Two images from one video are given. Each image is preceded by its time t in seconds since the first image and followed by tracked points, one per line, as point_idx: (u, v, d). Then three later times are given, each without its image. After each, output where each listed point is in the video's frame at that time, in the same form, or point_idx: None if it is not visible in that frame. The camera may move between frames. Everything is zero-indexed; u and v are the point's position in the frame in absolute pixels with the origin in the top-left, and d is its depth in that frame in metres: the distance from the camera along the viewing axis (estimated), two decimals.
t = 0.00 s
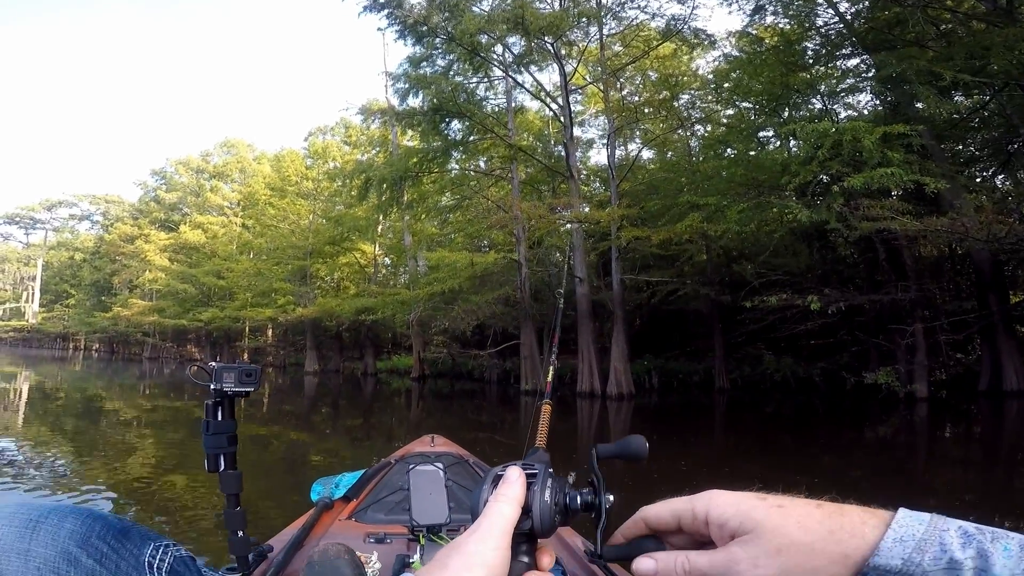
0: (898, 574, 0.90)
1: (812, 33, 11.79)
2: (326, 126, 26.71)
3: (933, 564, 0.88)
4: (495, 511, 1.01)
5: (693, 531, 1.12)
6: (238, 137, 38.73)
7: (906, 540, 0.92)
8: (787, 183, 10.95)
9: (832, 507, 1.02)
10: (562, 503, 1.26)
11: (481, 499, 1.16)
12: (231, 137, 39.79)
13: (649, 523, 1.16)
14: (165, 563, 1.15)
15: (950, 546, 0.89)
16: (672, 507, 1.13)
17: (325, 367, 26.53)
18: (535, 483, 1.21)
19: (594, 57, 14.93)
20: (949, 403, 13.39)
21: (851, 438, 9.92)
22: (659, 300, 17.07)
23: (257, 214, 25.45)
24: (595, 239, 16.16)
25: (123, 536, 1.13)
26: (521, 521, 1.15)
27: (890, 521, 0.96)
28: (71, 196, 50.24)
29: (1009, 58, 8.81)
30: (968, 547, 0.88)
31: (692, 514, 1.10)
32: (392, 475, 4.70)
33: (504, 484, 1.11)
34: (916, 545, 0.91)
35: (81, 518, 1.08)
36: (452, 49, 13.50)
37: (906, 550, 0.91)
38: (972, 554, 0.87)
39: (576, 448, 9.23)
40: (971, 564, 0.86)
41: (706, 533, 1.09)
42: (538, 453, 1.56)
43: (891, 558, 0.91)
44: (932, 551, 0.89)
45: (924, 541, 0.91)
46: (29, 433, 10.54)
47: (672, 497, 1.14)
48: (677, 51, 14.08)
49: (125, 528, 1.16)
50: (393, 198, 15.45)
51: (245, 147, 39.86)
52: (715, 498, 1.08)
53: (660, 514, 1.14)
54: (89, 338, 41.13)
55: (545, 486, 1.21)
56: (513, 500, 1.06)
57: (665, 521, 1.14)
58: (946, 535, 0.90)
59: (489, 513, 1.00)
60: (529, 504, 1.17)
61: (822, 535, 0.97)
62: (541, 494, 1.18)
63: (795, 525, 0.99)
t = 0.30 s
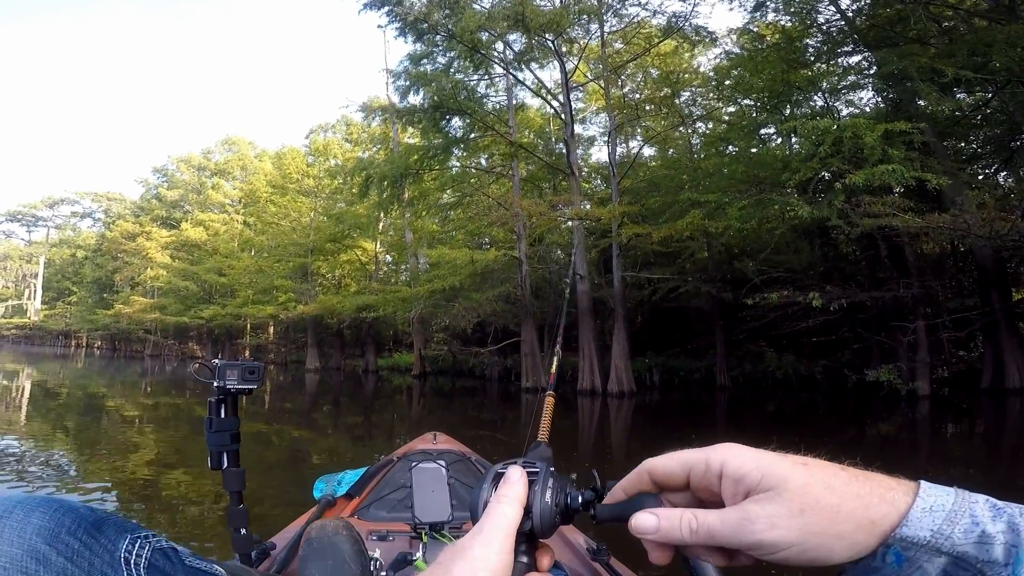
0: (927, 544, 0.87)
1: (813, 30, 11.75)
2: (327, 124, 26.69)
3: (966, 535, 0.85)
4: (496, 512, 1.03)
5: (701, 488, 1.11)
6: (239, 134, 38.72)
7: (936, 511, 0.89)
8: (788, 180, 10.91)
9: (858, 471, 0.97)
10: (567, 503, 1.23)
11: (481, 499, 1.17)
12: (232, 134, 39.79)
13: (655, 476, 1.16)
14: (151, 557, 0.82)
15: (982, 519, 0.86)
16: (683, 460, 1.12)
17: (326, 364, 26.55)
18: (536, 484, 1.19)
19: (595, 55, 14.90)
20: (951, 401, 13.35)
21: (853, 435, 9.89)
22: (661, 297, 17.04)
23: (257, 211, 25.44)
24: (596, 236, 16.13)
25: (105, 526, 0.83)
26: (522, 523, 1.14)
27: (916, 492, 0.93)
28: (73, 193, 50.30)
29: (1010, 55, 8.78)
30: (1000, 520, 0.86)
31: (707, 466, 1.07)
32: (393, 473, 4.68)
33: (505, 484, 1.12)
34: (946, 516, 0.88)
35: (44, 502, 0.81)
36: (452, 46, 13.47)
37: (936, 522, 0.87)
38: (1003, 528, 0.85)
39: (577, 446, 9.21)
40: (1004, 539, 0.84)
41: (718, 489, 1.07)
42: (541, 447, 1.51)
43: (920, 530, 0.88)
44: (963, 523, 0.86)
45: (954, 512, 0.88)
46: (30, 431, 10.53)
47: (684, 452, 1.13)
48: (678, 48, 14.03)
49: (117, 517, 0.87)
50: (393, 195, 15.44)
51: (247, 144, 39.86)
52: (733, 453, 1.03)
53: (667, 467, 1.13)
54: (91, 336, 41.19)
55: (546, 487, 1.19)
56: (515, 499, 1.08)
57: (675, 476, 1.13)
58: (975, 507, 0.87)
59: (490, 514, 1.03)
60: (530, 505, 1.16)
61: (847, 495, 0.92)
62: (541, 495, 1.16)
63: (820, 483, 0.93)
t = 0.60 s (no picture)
0: (930, 542, 0.91)
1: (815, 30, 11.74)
2: (328, 121, 26.67)
3: (971, 534, 0.90)
4: (485, 491, 1.03)
5: (706, 458, 1.15)
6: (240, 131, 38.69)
7: (943, 509, 0.92)
8: (789, 179, 10.90)
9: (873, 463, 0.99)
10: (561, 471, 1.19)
11: (468, 471, 1.13)
12: (233, 131, 39.78)
13: (662, 438, 1.19)
14: (152, 553, 0.77)
15: (989, 518, 0.90)
16: (698, 426, 1.15)
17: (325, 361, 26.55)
18: (527, 454, 1.13)
19: (596, 54, 14.90)
20: (950, 401, 13.36)
21: (852, 435, 9.90)
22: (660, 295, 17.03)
23: (258, 208, 25.41)
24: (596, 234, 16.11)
25: (105, 518, 0.78)
26: (513, 500, 1.11)
27: (924, 486, 0.97)
28: (74, 189, 50.30)
29: (1011, 55, 8.80)
30: (1005, 519, 0.90)
31: (720, 435, 1.10)
32: (393, 470, 4.70)
33: (495, 458, 1.09)
34: (952, 515, 0.92)
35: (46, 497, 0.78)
36: (453, 44, 13.47)
37: (943, 519, 0.91)
38: (1009, 528, 0.89)
39: (575, 443, 9.21)
40: (1008, 539, 0.88)
41: (726, 460, 1.10)
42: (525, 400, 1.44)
43: (926, 527, 0.91)
44: (969, 522, 0.90)
45: (961, 510, 0.92)
46: (28, 427, 10.52)
47: (698, 420, 1.15)
48: (680, 47, 14.03)
49: (119, 508, 0.82)
50: (394, 193, 15.43)
51: (248, 141, 39.87)
52: (752, 426, 1.05)
53: (676, 431, 1.17)
54: (91, 332, 41.20)
55: (540, 459, 1.13)
56: (505, 477, 1.06)
57: (684, 441, 1.17)
58: (982, 507, 0.92)
59: (479, 494, 1.03)
60: (522, 479, 1.11)
61: (861, 483, 0.94)
62: (534, 471, 1.11)
63: (831, 464, 0.96)
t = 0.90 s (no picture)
0: (850, 544, 0.99)
1: (821, 33, 11.75)
2: (331, 117, 26.65)
3: (885, 539, 0.96)
4: (495, 501, 1.02)
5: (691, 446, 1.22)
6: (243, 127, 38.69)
7: (861, 516, 0.99)
8: (791, 183, 10.88)
9: (822, 463, 1.07)
10: (573, 486, 1.26)
11: (485, 480, 1.17)
12: (237, 126, 39.77)
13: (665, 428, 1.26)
14: (183, 549, 0.79)
15: (903, 523, 0.96)
16: (689, 425, 1.20)
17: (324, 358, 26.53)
18: (544, 467, 1.20)
19: (601, 54, 14.90)
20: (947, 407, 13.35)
21: (849, 440, 9.90)
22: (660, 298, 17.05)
23: (259, 203, 25.39)
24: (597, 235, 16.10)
25: (138, 515, 0.80)
26: (528, 510, 1.18)
27: (857, 491, 1.03)
28: (77, 182, 50.33)
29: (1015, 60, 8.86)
30: (921, 524, 0.95)
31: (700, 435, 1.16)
32: (391, 468, 4.71)
33: (508, 466, 1.11)
34: (870, 520, 0.98)
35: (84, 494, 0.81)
36: (458, 43, 13.44)
37: (859, 524, 0.99)
38: (922, 532, 0.95)
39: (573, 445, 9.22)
40: (920, 543, 0.94)
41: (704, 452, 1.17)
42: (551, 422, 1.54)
43: (843, 530, 0.99)
44: (882, 527, 0.97)
45: (877, 517, 0.98)
46: (25, 419, 10.52)
47: (688, 418, 1.21)
48: (684, 49, 14.02)
49: (154, 504, 0.84)
50: (395, 190, 15.41)
51: (250, 136, 39.87)
52: (723, 429, 1.12)
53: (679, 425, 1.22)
54: (90, 325, 41.18)
55: (555, 471, 1.20)
56: (517, 488, 1.07)
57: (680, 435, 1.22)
58: (899, 513, 0.98)
59: (488, 502, 1.02)
60: (538, 491, 1.18)
61: (793, 485, 1.04)
62: (550, 482, 1.18)
63: (778, 472, 1.04)
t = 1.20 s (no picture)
0: (909, 535, 0.94)
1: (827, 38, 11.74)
2: (335, 114, 26.59)
3: (945, 525, 0.93)
4: (483, 505, 1.01)
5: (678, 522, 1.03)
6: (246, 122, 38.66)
7: (914, 503, 0.95)
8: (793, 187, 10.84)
9: (824, 477, 1.00)
10: (557, 493, 1.24)
11: (471, 486, 1.15)
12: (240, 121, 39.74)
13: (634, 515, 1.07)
14: (243, 553, 1.04)
15: (958, 508, 0.94)
16: (656, 495, 1.04)
17: (322, 354, 26.50)
18: (529, 472, 1.19)
19: (605, 56, 14.88)
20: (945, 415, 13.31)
21: (845, 445, 9.87)
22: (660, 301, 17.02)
23: (261, 198, 25.35)
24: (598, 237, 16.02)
25: (208, 525, 1.04)
26: (514, 514, 1.16)
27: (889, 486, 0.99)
28: (79, 174, 50.33)
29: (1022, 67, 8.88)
30: (975, 510, 0.94)
31: (678, 500, 1.01)
32: (387, 467, 4.70)
33: (495, 473, 1.09)
34: (924, 508, 0.94)
35: (162, 500, 1.05)
36: (462, 42, 13.42)
37: (915, 512, 0.94)
38: (978, 517, 0.93)
39: (569, 446, 9.18)
40: (980, 527, 0.92)
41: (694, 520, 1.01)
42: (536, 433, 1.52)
43: (901, 521, 0.94)
44: (940, 514, 0.94)
45: (930, 503, 0.95)
46: (19, 411, 10.48)
47: (657, 484, 1.05)
48: (689, 51, 14.00)
49: (213, 515, 1.08)
50: (396, 188, 15.37)
51: (253, 131, 39.81)
52: (700, 480, 1.00)
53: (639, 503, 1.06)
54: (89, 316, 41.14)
55: (540, 476, 1.18)
56: (504, 493, 1.05)
57: (650, 512, 1.05)
58: (950, 497, 0.96)
59: (476, 507, 1.01)
60: (523, 496, 1.16)
61: (814, 504, 0.95)
62: (535, 486, 1.16)
63: (797, 498, 0.95)
